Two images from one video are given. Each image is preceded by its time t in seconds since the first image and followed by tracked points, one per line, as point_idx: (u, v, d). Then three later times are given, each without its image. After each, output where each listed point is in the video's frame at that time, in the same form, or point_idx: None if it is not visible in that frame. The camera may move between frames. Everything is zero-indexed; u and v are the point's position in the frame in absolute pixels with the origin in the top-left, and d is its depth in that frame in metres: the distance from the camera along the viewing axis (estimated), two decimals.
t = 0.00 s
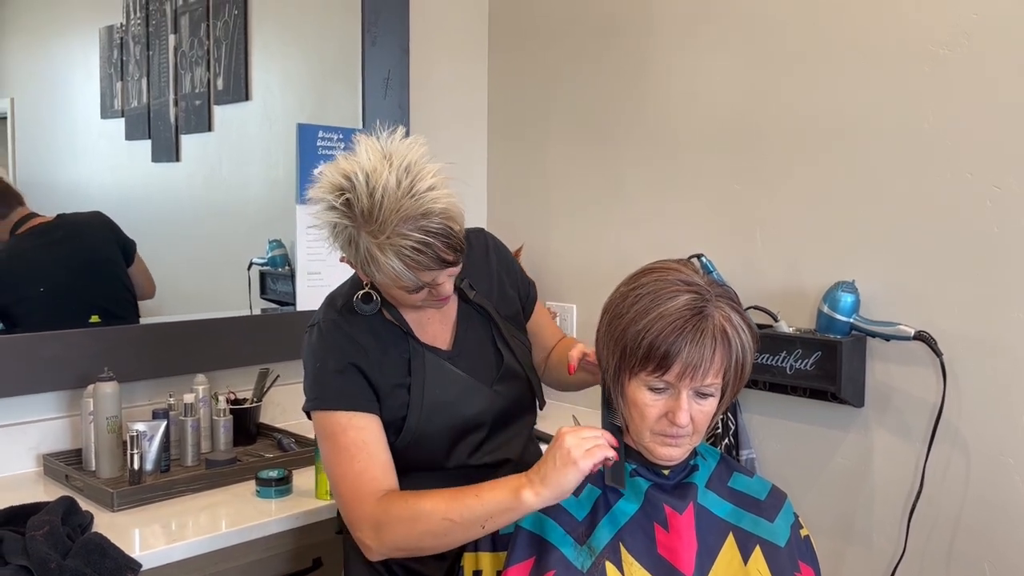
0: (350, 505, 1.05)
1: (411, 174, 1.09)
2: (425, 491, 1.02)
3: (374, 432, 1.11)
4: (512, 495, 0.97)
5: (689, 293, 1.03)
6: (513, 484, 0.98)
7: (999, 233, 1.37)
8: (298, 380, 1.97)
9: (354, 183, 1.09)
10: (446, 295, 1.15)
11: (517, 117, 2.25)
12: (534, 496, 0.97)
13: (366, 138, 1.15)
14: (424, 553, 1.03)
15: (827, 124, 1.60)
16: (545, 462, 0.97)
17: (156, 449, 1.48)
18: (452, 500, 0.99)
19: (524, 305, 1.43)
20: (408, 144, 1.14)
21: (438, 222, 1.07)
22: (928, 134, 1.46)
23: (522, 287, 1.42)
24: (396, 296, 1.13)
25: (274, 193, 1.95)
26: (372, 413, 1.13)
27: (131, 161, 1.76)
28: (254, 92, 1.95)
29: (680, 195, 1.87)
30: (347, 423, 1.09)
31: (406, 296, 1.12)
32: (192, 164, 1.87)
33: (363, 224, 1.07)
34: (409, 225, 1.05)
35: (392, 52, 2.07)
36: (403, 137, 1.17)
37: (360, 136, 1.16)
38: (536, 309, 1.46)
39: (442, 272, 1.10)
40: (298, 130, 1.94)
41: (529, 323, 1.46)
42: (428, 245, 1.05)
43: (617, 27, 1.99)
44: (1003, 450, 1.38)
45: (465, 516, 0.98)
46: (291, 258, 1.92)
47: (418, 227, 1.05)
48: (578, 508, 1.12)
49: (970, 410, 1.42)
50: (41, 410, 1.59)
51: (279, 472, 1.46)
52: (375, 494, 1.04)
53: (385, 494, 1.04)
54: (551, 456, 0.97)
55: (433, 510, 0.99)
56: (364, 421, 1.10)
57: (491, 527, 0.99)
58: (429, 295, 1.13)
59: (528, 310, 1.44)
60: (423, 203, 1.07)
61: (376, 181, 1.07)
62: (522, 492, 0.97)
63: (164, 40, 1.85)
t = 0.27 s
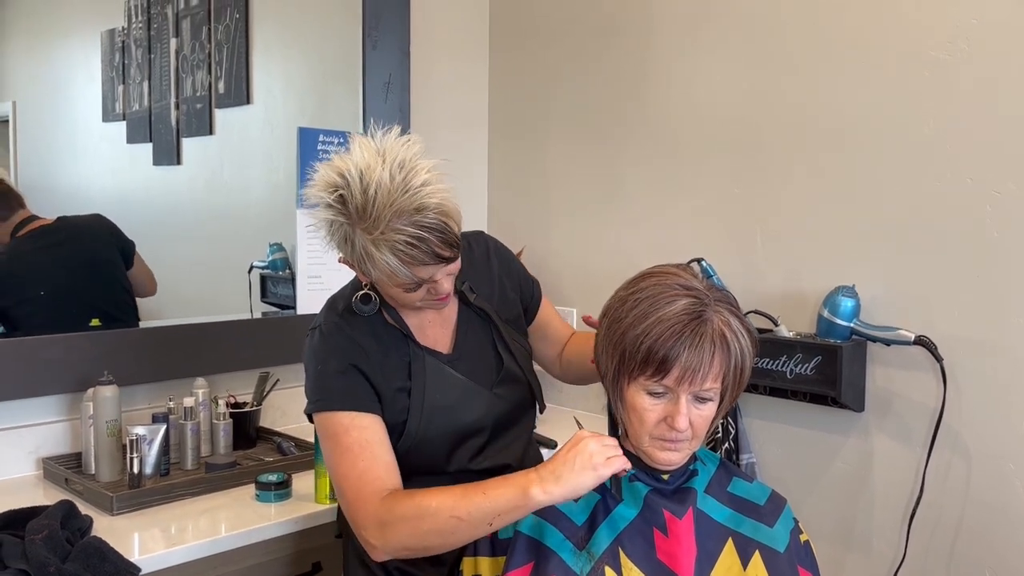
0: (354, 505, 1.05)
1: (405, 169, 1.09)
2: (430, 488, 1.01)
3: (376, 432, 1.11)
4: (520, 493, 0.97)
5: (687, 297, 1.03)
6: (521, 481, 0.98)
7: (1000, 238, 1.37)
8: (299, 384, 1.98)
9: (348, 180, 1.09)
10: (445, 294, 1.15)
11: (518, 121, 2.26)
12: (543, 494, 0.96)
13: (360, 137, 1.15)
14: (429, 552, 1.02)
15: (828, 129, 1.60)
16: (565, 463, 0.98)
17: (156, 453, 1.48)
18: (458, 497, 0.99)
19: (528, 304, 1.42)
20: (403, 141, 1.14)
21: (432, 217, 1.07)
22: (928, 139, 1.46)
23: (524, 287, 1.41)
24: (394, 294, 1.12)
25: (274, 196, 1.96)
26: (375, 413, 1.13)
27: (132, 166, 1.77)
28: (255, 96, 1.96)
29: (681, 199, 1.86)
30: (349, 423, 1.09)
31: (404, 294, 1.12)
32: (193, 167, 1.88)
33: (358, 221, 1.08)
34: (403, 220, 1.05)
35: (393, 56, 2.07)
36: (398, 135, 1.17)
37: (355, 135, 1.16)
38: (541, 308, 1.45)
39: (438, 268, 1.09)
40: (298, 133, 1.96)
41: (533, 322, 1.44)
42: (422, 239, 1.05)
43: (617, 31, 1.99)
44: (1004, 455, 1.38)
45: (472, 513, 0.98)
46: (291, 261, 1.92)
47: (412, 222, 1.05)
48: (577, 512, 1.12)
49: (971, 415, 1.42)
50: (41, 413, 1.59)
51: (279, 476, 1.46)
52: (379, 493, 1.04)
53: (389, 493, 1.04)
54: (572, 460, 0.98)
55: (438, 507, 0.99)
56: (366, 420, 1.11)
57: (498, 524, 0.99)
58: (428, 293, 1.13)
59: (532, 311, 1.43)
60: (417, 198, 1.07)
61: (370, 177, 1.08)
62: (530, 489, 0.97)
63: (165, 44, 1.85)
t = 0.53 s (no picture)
0: (353, 503, 1.05)
1: (407, 165, 1.09)
2: (430, 485, 1.01)
3: (376, 430, 1.11)
4: (520, 489, 0.97)
5: (689, 300, 1.03)
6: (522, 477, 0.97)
7: (1002, 240, 1.37)
8: (299, 386, 1.97)
9: (350, 176, 1.09)
10: (447, 292, 1.14)
11: (518, 123, 2.26)
12: (544, 490, 0.96)
13: (362, 135, 1.15)
14: (429, 551, 1.02)
15: (828, 132, 1.60)
16: (568, 460, 0.97)
17: (156, 455, 1.48)
18: (457, 494, 0.99)
19: (530, 305, 1.41)
20: (405, 139, 1.14)
21: (434, 213, 1.06)
22: (930, 142, 1.45)
23: (527, 287, 1.40)
24: (396, 293, 1.12)
25: (275, 198, 1.95)
26: (375, 413, 1.13)
27: (133, 168, 1.77)
28: (256, 98, 1.96)
29: (681, 201, 1.86)
30: (349, 421, 1.09)
31: (407, 292, 1.11)
32: (194, 169, 1.88)
33: (359, 217, 1.08)
34: (404, 216, 1.05)
35: (394, 58, 2.07)
36: (399, 133, 1.17)
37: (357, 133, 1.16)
38: (543, 308, 1.44)
39: (441, 265, 1.09)
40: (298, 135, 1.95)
41: (536, 323, 1.43)
42: (424, 235, 1.05)
43: (618, 34, 1.99)
44: (1006, 458, 1.37)
45: (472, 509, 0.98)
46: (291, 263, 1.92)
47: (414, 217, 1.05)
48: (577, 517, 1.12)
49: (972, 418, 1.42)
50: (41, 416, 1.59)
51: (279, 479, 1.46)
52: (378, 491, 1.04)
53: (388, 491, 1.04)
54: (575, 458, 0.98)
55: (438, 504, 0.99)
56: (366, 420, 1.11)
57: (498, 520, 0.98)
58: (430, 292, 1.13)
59: (534, 311, 1.42)
60: (419, 194, 1.07)
61: (371, 173, 1.08)
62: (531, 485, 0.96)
63: (166, 46, 1.85)
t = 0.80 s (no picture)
0: (344, 513, 1.05)
1: (409, 170, 1.09)
2: (421, 498, 1.01)
3: (371, 441, 1.10)
4: (509, 499, 0.96)
5: (690, 303, 1.03)
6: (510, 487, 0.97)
7: (1003, 242, 1.37)
8: (300, 388, 1.97)
9: (352, 181, 1.09)
10: (449, 297, 1.14)
11: (519, 125, 2.26)
12: (533, 499, 0.96)
13: (364, 138, 1.15)
14: (418, 563, 1.01)
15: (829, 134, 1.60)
16: (557, 471, 0.98)
17: (156, 457, 1.48)
18: (446, 506, 0.98)
19: (533, 307, 1.41)
20: (407, 143, 1.14)
21: (436, 218, 1.07)
22: (931, 144, 1.45)
23: (530, 289, 1.40)
24: (398, 297, 1.12)
25: (276, 200, 1.96)
26: (375, 423, 1.13)
27: (133, 169, 1.77)
28: (257, 100, 1.96)
29: (682, 203, 1.86)
30: (345, 431, 1.09)
31: (409, 297, 1.12)
32: (194, 171, 1.89)
33: (361, 222, 1.08)
34: (407, 221, 1.05)
35: (395, 60, 2.07)
36: (401, 137, 1.16)
37: (359, 136, 1.16)
38: (548, 311, 1.44)
39: (443, 270, 1.09)
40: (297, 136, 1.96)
41: (540, 325, 1.44)
42: (426, 241, 1.05)
43: (618, 36, 1.99)
44: (1007, 460, 1.37)
45: (461, 520, 0.97)
46: (292, 266, 1.92)
47: (416, 223, 1.05)
48: (578, 519, 1.12)
49: (973, 420, 1.42)
50: (42, 417, 1.59)
51: (279, 481, 1.46)
52: (369, 502, 1.04)
53: (379, 502, 1.03)
54: (564, 468, 0.98)
55: (427, 517, 0.98)
56: (363, 429, 1.10)
57: (487, 531, 0.98)
58: (432, 296, 1.13)
59: (538, 314, 1.42)
60: (421, 199, 1.07)
61: (374, 178, 1.08)
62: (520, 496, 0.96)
63: (168, 48, 1.85)
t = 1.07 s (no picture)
0: (338, 517, 1.06)
1: (415, 177, 1.09)
2: (409, 501, 1.01)
3: (364, 442, 1.10)
4: (493, 490, 0.99)
5: (691, 304, 1.02)
6: (494, 477, 0.99)
7: (1004, 243, 1.37)
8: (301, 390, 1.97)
9: (358, 188, 1.08)
10: (454, 303, 1.14)
11: (520, 126, 2.25)
12: (518, 485, 0.99)
13: (369, 145, 1.14)
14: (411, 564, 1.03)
15: (830, 135, 1.59)
16: (540, 465, 1.01)
17: (156, 459, 1.48)
18: (433, 505, 0.99)
19: (536, 310, 1.41)
20: (412, 148, 1.14)
21: (442, 225, 1.07)
22: (932, 145, 1.45)
23: (532, 291, 1.40)
24: (403, 303, 1.13)
25: (277, 202, 1.96)
26: (374, 428, 1.12)
27: (134, 171, 1.77)
28: (258, 102, 1.96)
29: (683, 204, 1.86)
30: (338, 434, 1.09)
31: (413, 303, 1.12)
32: (195, 172, 1.89)
33: (367, 229, 1.07)
34: (413, 229, 1.05)
35: (395, 62, 2.07)
36: (406, 142, 1.16)
37: (363, 142, 1.15)
38: (550, 314, 1.44)
39: (449, 277, 1.09)
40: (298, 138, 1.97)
41: (542, 328, 1.44)
42: (433, 249, 1.05)
43: (620, 37, 1.99)
44: (1009, 462, 1.37)
45: (450, 518, 0.99)
46: (294, 267, 1.92)
47: (422, 231, 1.05)
48: (579, 521, 1.11)
49: (974, 422, 1.41)
50: (42, 419, 1.59)
51: (280, 482, 1.46)
52: (360, 505, 1.04)
53: (369, 505, 1.04)
54: (545, 463, 1.01)
55: (414, 521, 0.99)
56: (357, 432, 1.10)
57: (475, 522, 1.00)
58: (437, 302, 1.13)
59: (541, 317, 1.42)
60: (427, 207, 1.07)
61: (380, 185, 1.07)
62: (505, 483, 0.99)
63: (169, 50, 1.86)
